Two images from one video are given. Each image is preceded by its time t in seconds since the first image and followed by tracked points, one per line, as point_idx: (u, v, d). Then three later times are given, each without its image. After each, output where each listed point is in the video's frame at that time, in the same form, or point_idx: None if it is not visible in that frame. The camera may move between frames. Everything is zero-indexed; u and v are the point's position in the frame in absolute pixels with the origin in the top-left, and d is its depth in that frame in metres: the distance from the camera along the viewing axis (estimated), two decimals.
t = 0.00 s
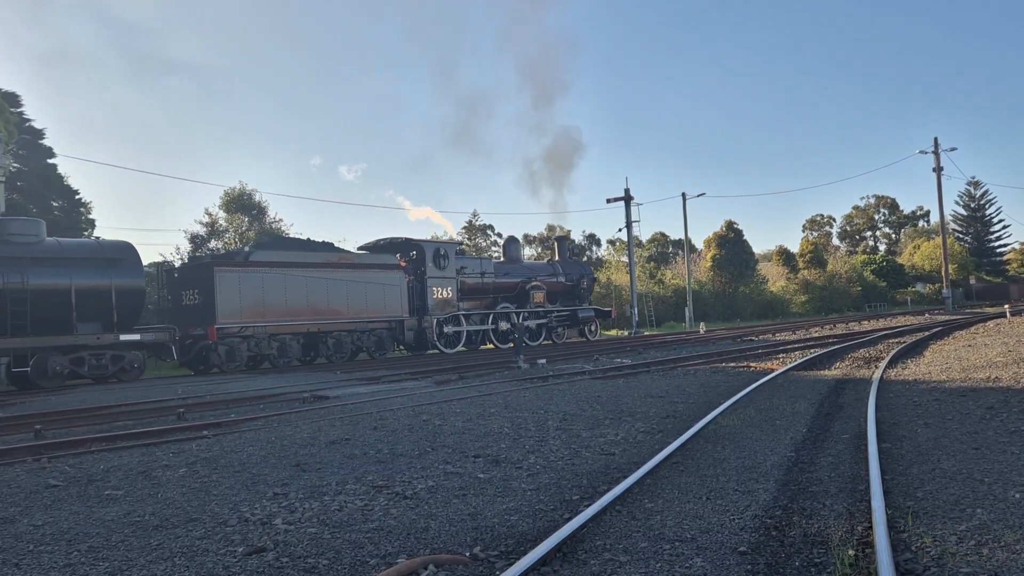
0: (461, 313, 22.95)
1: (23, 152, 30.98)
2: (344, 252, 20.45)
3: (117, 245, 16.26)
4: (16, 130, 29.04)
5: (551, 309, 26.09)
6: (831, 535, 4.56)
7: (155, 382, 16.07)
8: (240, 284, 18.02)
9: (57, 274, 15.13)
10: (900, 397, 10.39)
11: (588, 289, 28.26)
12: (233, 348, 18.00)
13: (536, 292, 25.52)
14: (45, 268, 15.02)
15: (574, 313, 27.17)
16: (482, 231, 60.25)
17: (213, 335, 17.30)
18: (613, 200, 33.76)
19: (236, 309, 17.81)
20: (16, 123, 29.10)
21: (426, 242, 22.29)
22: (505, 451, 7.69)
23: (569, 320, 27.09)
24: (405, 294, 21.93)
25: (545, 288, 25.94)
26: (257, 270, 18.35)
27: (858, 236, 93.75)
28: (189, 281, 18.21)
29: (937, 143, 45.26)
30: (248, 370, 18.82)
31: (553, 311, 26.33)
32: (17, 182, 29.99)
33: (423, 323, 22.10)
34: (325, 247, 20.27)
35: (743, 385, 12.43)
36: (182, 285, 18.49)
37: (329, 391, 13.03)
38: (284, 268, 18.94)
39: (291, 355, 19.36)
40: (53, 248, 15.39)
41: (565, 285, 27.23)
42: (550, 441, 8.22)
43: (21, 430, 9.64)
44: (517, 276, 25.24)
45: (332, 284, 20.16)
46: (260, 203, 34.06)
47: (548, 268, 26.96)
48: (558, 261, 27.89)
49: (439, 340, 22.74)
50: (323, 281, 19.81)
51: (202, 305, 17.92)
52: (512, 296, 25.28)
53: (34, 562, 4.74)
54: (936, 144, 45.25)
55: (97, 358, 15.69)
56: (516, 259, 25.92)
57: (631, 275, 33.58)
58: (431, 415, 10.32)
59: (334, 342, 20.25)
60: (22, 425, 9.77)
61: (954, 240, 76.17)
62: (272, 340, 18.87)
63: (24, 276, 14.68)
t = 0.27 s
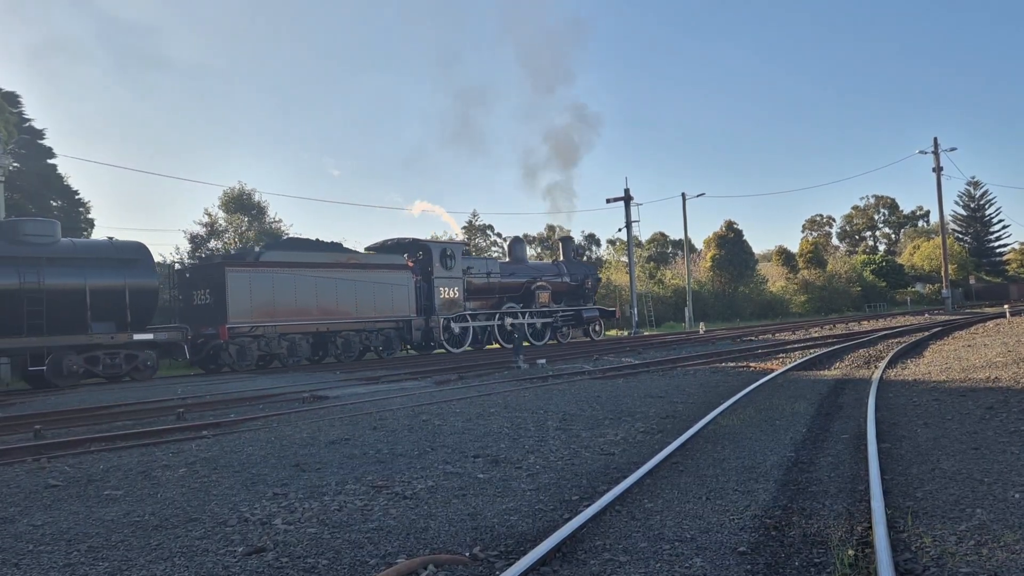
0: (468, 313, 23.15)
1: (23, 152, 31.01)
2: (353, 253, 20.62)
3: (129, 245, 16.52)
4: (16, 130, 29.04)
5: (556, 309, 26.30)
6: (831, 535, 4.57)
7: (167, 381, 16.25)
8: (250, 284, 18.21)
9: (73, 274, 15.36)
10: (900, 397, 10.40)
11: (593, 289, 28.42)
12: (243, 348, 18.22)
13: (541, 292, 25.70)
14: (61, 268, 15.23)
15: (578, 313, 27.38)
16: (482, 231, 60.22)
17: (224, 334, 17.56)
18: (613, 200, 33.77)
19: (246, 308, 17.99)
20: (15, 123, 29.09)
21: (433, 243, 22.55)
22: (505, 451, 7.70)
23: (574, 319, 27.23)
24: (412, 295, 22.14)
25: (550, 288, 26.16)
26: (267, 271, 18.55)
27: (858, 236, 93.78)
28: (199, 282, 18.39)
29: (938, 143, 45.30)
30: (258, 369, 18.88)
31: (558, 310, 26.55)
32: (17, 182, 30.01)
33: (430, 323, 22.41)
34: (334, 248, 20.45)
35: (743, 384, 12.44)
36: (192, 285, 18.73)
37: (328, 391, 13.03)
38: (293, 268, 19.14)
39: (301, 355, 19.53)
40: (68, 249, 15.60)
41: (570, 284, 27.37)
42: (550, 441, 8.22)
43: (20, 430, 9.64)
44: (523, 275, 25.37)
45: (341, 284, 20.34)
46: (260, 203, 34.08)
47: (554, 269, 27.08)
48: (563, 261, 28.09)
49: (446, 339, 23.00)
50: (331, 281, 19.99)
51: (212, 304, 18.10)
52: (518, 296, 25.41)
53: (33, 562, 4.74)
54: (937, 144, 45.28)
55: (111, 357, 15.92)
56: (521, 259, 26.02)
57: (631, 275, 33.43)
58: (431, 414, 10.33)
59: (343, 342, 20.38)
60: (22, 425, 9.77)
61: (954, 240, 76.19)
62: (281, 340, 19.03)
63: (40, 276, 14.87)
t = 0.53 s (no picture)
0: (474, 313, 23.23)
1: (22, 152, 31.00)
2: (362, 253, 20.92)
3: (142, 246, 16.79)
4: (16, 130, 29.02)
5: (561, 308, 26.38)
6: (830, 535, 4.56)
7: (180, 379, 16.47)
8: (261, 283, 18.49)
9: (88, 274, 15.65)
10: (900, 397, 10.40)
11: (597, 289, 28.45)
12: (254, 346, 18.48)
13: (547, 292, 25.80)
14: (76, 268, 15.53)
15: (583, 313, 27.48)
16: (482, 231, 60.17)
17: (236, 334, 17.85)
18: (613, 200, 33.77)
19: (257, 308, 18.25)
20: (15, 123, 29.08)
21: (440, 243, 22.64)
22: (505, 451, 7.69)
23: (579, 318, 27.34)
24: (419, 295, 22.27)
25: (555, 288, 26.28)
26: (277, 271, 18.83)
27: (858, 236, 93.81)
28: (211, 282, 18.68)
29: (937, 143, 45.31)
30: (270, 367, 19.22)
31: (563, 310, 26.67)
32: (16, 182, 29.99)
33: (437, 322, 22.46)
34: (344, 248, 20.74)
35: (743, 384, 12.42)
36: (203, 285, 19.06)
37: (328, 391, 13.01)
38: (303, 268, 19.41)
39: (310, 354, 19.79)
40: (83, 248, 15.89)
41: (575, 284, 27.56)
42: (550, 441, 8.23)
43: (19, 430, 9.63)
44: (529, 275, 25.54)
45: (350, 283, 20.62)
46: (260, 203, 34.07)
47: (559, 269, 27.31)
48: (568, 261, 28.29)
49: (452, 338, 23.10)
50: (339, 281, 20.26)
51: (223, 304, 18.37)
52: (523, 296, 25.46)
53: (33, 562, 4.74)
54: (936, 144, 45.30)
55: (125, 355, 16.12)
56: (526, 259, 26.11)
57: (631, 275, 33.07)
58: (431, 414, 10.32)
59: (351, 341, 20.75)
60: (21, 425, 9.76)
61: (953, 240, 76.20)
62: (291, 339, 19.27)
63: (56, 276, 15.17)
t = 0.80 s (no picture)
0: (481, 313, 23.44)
1: (23, 152, 31.02)
2: (372, 253, 21.10)
3: (154, 246, 17.02)
4: (16, 130, 29.02)
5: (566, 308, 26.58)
6: (830, 535, 4.56)
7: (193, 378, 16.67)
8: (272, 283, 18.71)
9: (103, 274, 15.87)
10: (900, 396, 10.39)
11: (602, 289, 28.71)
12: (265, 346, 18.67)
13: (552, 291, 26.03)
14: (92, 268, 15.75)
15: (588, 313, 27.60)
16: (482, 230, 60.15)
17: (247, 333, 18.06)
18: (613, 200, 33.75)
19: (268, 307, 18.46)
20: (15, 124, 29.08)
21: (448, 244, 22.80)
22: (505, 451, 7.68)
23: (583, 318, 27.38)
24: (427, 294, 22.44)
25: (561, 288, 26.45)
26: (288, 270, 19.04)
27: (858, 235, 93.81)
28: (222, 282, 18.88)
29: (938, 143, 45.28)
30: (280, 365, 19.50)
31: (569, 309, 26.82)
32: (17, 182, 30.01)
33: (444, 322, 22.69)
34: (353, 248, 20.90)
35: (742, 384, 12.40)
36: (213, 285, 19.24)
37: (327, 391, 13.00)
38: (313, 268, 19.62)
39: (319, 353, 20.05)
40: (98, 249, 16.11)
41: (579, 284, 27.81)
42: (550, 440, 8.23)
43: (19, 430, 9.62)
44: (535, 275, 25.78)
45: (359, 283, 20.78)
46: (260, 202, 34.06)
47: (564, 270, 27.43)
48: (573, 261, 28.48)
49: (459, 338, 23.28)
50: (348, 280, 20.46)
51: (235, 303, 18.58)
52: (529, 295, 25.67)
53: (32, 562, 4.74)
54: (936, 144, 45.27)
55: (140, 355, 16.35)
56: (531, 258, 26.35)
57: (631, 275, 32.73)
58: (431, 414, 10.31)
59: (360, 340, 21.03)
60: (21, 425, 9.75)
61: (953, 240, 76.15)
62: (301, 339, 19.49)
63: (71, 276, 15.39)
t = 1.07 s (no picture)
0: (487, 312, 23.71)
1: (23, 152, 31.02)
2: (380, 253, 21.45)
3: (167, 245, 17.20)
4: (16, 131, 29.02)
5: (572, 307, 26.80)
6: (830, 535, 4.56)
7: (205, 376, 16.84)
8: (282, 282, 18.99)
9: (117, 273, 16.05)
10: (900, 396, 10.38)
11: (606, 288, 28.95)
12: (275, 345, 18.91)
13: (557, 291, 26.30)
14: (107, 268, 15.92)
15: (593, 312, 27.69)
16: (481, 230, 60.16)
17: (258, 332, 18.31)
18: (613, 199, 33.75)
19: (279, 306, 18.73)
20: (15, 124, 29.08)
21: (454, 243, 23.12)
22: (504, 451, 7.68)
23: (588, 318, 27.48)
24: (434, 294, 22.86)
25: (566, 287, 26.72)
26: (298, 269, 19.34)
27: (857, 235, 93.83)
28: (233, 282, 19.18)
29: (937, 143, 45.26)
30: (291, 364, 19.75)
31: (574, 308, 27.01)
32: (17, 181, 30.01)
33: (451, 321, 22.96)
34: (361, 249, 21.25)
35: (742, 384, 12.38)
36: (225, 285, 19.55)
37: (327, 391, 12.98)
38: (322, 267, 19.93)
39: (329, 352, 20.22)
40: (112, 248, 16.27)
41: (584, 284, 28.06)
42: (550, 440, 8.22)
43: (19, 430, 9.61)
44: (540, 275, 26.13)
45: (368, 283, 21.13)
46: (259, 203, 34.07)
47: (568, 271, 27.74)
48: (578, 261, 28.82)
49: (466, 337, 23.55)
50: (356, 280, 20.78)
51: (246, 303, 18.87)
52: (534, 295, 25.94)
53: (32, 562, 4.73)
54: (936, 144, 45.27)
55: (153, 354, 16.58)
56: (536, 259, 26.67)
57: (631, 274, 32.54)
58: (431, 414, 10.30)
59: (369, 340, 21.34)
60: (20, 425, 9.74)
61: (953, 239, 76.18)
62: (311, 338, 19.75)
63: (87, 276, 15.57)
